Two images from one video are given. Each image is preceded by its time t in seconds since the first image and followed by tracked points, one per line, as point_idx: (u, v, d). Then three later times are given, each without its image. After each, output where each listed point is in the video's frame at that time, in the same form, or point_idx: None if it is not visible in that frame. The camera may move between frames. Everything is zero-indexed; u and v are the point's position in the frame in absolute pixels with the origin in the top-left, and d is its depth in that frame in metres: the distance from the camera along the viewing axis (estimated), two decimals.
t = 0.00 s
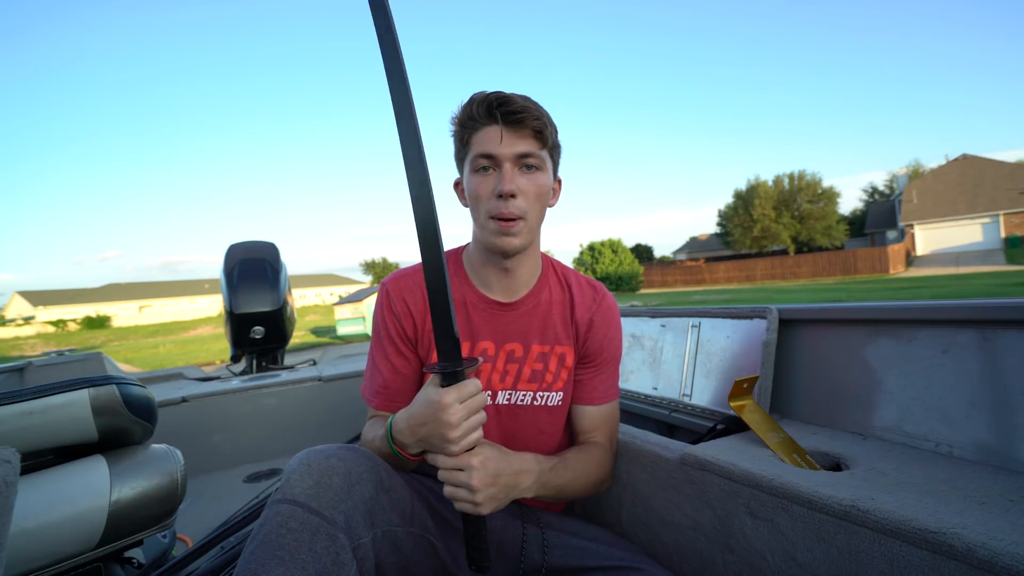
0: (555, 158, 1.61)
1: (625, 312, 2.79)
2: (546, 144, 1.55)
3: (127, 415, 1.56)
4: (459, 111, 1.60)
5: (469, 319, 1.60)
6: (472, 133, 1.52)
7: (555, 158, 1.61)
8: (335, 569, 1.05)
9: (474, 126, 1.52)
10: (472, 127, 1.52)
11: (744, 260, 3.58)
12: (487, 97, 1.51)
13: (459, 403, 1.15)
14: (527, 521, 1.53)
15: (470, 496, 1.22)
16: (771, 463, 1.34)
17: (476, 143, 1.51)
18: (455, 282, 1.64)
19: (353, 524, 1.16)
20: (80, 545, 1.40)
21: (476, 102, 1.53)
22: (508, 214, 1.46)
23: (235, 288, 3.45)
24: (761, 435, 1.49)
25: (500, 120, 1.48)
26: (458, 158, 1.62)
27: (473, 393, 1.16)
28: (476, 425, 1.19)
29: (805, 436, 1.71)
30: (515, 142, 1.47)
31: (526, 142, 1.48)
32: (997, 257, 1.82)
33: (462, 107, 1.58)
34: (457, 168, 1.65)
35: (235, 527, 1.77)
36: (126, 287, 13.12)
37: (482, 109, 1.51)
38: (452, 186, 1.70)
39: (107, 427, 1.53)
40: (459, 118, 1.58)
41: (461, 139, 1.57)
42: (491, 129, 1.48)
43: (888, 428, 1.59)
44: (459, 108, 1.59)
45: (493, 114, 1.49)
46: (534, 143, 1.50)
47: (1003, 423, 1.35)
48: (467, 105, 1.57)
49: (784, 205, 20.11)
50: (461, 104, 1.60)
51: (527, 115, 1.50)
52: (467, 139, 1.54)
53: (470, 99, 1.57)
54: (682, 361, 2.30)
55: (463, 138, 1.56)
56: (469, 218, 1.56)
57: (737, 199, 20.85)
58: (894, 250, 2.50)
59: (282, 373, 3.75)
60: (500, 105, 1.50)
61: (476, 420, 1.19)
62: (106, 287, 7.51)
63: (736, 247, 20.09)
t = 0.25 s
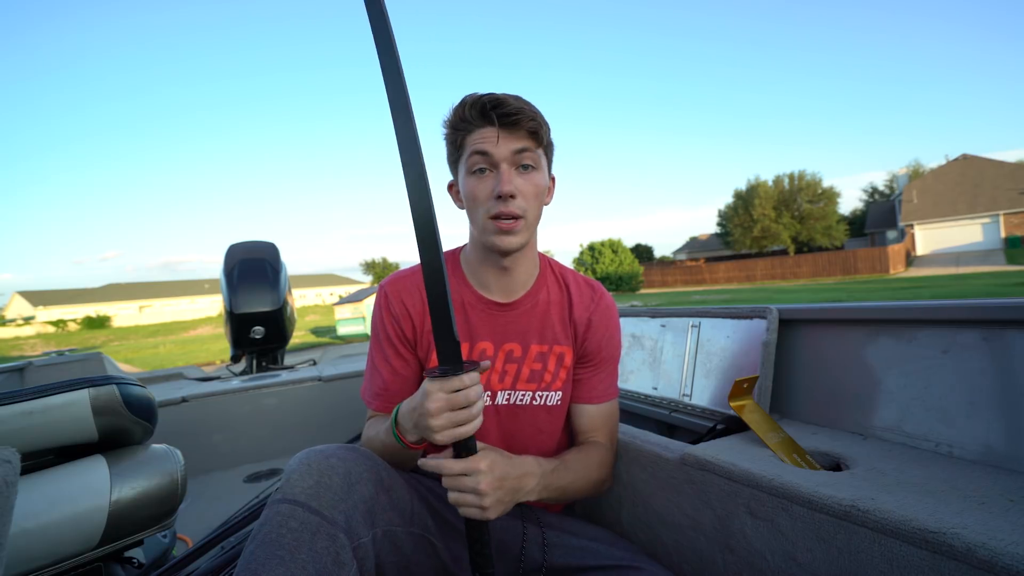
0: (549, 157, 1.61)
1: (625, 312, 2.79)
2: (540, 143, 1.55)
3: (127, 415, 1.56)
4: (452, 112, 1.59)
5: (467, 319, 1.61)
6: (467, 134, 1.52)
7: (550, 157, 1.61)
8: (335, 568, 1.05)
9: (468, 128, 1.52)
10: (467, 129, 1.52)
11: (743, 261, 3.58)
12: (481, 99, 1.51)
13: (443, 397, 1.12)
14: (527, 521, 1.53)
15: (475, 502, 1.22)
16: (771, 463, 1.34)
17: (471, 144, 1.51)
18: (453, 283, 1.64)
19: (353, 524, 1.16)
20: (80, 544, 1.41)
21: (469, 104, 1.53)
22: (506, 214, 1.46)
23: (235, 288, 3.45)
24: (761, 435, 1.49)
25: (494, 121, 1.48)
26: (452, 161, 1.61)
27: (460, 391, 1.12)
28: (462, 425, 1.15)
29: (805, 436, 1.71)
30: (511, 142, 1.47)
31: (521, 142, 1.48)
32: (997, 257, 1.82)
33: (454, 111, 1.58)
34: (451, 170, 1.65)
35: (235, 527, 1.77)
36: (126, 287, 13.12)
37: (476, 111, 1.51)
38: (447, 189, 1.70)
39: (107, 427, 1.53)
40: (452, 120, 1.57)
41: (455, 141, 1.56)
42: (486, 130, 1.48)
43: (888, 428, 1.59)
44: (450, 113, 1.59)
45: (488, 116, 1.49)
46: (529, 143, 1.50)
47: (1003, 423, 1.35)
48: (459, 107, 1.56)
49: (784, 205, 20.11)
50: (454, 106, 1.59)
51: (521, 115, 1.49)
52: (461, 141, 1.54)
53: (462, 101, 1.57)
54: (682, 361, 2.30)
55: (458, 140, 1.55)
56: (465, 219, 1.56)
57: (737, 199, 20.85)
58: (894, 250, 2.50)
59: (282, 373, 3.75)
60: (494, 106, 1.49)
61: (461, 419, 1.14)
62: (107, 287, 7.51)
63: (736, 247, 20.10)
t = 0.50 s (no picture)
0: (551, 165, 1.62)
1: (625, 312, 2.79)
2: (546, 152, 1.56)
3: (127, 414, 1.56)
4: (459, 112, 1.59)
5: (464, 318, 1.61)
6: (472, 137, 1.51)
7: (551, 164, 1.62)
8: (334, 568, 1.05)
9: (475, 130, 1.52)
10: (473, 131, 1.51)
11: (744, 261, 3.58)
12: (492, 102, 1.51)
13: (428, 374, 1.13)
14: (527, 520, 1.53)
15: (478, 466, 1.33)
16: (771, 463, 1.35)
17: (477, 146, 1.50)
18: (450, 284, 1.65)
19: (352, 524, 1.17)
20: (80, 544, 1.41)
21: (480, 106, 1.52)
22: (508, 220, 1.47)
23: (235, 288, 3.46)
24: (761, 434, 1.49)
25: (504, 126, 1.48)
26: (454, 158, 1.60)
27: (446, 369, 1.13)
28: (448, 404, 1.15)
29: (805, 436, 1.71)
30: (519, 149, 1.48)
31: (529, 150, 1.49)
32: (996, 257, 1.83)
33: (462, 110, 1.57)
34: (450, 167, 1.65)
35: (235, 527, 1.77)
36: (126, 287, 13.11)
37: (486, 115, 1.50)
38: (443, 185, 1.70)
39: (107, 427, 1.53)
40: (459, 119, 1.56)
41: (460, 141, 1.55)
42: (494, 135, 1.48)
43: (888, 428, 1.59)
44: (458, 110, 1.58)
45: (499, 121, 1.49)
46: (537, 152, 1.51)
47: (1003, 423, 1.35)
48: (467, 108, 1.57)
49: (784, 205, 20.12)
50: (461, 106, 1.58)
51: (531, 123, 1.50)
52: (466, 142, 1.53)
53: (470, 102, 1.57)
54: (682, 360, 2.30)
55: (462, 140, 1.54)
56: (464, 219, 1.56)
57: (737, 199, 20.85)
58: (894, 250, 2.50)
59: (282, 373, 3.75)
60: (505, 112, 1.49)
61: (447, 397, 1.14)
62: (108, 286, 7.51)
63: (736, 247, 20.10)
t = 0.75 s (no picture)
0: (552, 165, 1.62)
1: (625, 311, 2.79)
2: (547, 152, 1.56)
3: (127, 414, 1.56)
4: (460, 111, 1.59)
5: (465, 319, 1.61)
6: (472, 136, 1.51)
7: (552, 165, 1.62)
8: (334, 568, 1.05)
9: (474, 130, 1.52)
10: (473, 132, 1.52)
11: (743, 261, 3.58)
12: (492, 103, 1.51)
13: (431, 374, 1.14)
14: (528, 521, 1.53)
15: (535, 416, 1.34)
16: (772, 463, 1.35)
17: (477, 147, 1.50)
18: (450, 285, 1.65)
19: (352, 524, 1.17)
20: (80, 545, 1.41)
21: (480, 106, 1.52)
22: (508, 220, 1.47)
23: (235, 288, 3.46)
24: (761, 434, 1.49)
25: (504, 127, 1.48)
26: (455, 159, 1.61)
27: (449, 368, 1.14)
28: (452, 402, 1.16)
29: (805, 436, 1.71)
30: (518, 150, 1.48)
31: (529, 151, 1.49)
32: (996, 257, 1.82)
33: (463, 110, 1.57)
34: (451, 168, 1.65)
35: (235, 527, 1.77)
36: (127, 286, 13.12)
37: (486, 115, 1.50)
38: (444, 186, 1.70)
39: (107, 427, 1.53)
40: (459, 120, 1.57)
41: (460, 141, 1.56)
42: (494, 135, 1.48)
43: (887, 428, 1.59)
44: (458, 111, 1.58)
45: (498, 121, 1.49)
46: (537, 152, 1.51)
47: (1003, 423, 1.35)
48: (467, 107, 1.57)
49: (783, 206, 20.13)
50: (462, 105, 1.59)
51: (532, 125, 1.50)
52: (466, 142, 1.53)
53: (469, 102, 1.57)
54: (682, 360, 2.30)
55: (462, 141, 1.55)
56: (465, 219, 1.56)
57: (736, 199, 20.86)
58: (893, 250, 2.50)
59: (282, 373, 3.75)
60: (506, 113, 1.49)
61: (450, 395, 1.15)
62: (108, 286, 7.50)
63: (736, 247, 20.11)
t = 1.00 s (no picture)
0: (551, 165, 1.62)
1: (625, 311, 2.79)
2: (545, 152, 1.56)
3: (127, 414, 1.56)
4: (458, 112, 1.59)
5: (465, 321, 1.62)
6: (470, 137, 1.52)
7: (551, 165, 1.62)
8: (334, 568, 1.06)
9: (472, 131, 1.52)
10: (471, 132, 1.52)
11: (743, 261, 3.58)
12: (489, 103, 1.51)
13: (429, 375, 1.14)
14: (528, 520, 1.53)
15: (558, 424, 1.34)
16: (772, 463, 1.35)
17: (475, 147, 1.51)
18: (450, 286, 1.66)
19: (351, 524, 1.17)
20: (80, 545, 1.41)
21: (478, 107, 1.53)
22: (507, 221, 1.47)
23: (235, 288, 3.46)
24: (761, 434, 1.50)
25: (501, 127, 1.49)
26: (454, 160, 1.61)
27: (447, 371, 1.14)
28: (449, 405, 1.16)
29: (805, 436, 1.72)
30: (516, 150, 1.48)
31: (527, 151, 1.49)
32: (996, 257, 1.82)
33: (461, 110, 1.58)
34: (450, 169, 1.65)
35: (235, 527, 1.77)
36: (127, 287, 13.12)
37: (483, 115, 1.51)
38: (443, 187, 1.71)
39: (107, 427, 1.53)
40: (457, 120, 1.57)
41: (458, 142, 1.56)
42: (492, 136, 1.48)
43: (887, 428, 1.59)
44: (457, 111, 1.59)
45: (495, 122, 1.49)
46: (535, 152, 1.51)
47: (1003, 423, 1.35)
48: (465, 108, 1.57)
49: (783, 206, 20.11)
50: (460, 106, 1.59)
51: (529, 124, 1.50)
52: (464, 143, 1.53)
53: (468, 103, 1.57)
54: (682, 360, 2.30)
55: (460, 142, 1.55)
56: (464, 220, 1.57)
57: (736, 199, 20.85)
58: (893, 250, 2.50)
59: (282, 373, 3.75)
60: (502, 112, 1.50)
61: (448, 397, 1.15)
62: (108, 286, 7.48)
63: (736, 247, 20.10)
